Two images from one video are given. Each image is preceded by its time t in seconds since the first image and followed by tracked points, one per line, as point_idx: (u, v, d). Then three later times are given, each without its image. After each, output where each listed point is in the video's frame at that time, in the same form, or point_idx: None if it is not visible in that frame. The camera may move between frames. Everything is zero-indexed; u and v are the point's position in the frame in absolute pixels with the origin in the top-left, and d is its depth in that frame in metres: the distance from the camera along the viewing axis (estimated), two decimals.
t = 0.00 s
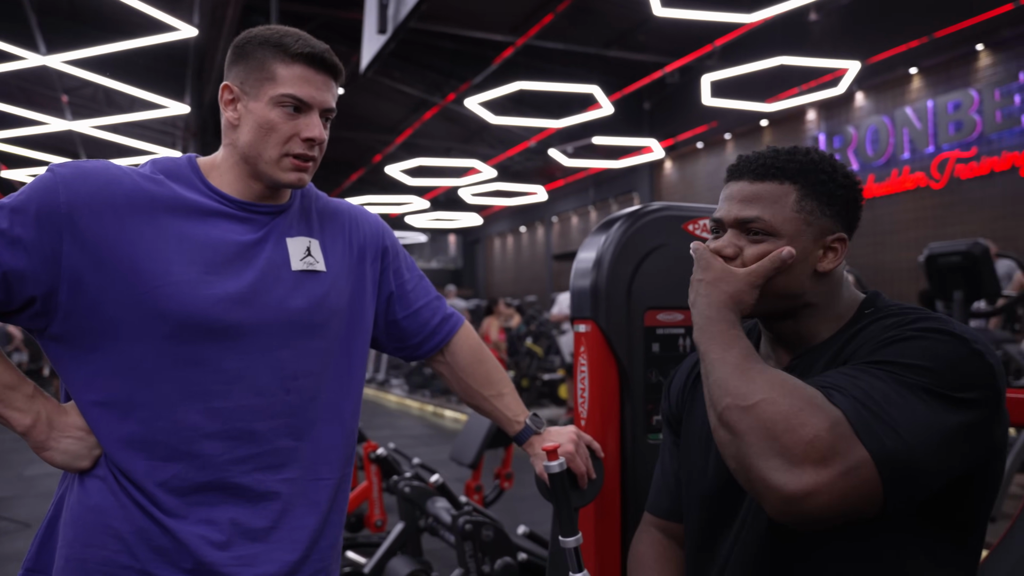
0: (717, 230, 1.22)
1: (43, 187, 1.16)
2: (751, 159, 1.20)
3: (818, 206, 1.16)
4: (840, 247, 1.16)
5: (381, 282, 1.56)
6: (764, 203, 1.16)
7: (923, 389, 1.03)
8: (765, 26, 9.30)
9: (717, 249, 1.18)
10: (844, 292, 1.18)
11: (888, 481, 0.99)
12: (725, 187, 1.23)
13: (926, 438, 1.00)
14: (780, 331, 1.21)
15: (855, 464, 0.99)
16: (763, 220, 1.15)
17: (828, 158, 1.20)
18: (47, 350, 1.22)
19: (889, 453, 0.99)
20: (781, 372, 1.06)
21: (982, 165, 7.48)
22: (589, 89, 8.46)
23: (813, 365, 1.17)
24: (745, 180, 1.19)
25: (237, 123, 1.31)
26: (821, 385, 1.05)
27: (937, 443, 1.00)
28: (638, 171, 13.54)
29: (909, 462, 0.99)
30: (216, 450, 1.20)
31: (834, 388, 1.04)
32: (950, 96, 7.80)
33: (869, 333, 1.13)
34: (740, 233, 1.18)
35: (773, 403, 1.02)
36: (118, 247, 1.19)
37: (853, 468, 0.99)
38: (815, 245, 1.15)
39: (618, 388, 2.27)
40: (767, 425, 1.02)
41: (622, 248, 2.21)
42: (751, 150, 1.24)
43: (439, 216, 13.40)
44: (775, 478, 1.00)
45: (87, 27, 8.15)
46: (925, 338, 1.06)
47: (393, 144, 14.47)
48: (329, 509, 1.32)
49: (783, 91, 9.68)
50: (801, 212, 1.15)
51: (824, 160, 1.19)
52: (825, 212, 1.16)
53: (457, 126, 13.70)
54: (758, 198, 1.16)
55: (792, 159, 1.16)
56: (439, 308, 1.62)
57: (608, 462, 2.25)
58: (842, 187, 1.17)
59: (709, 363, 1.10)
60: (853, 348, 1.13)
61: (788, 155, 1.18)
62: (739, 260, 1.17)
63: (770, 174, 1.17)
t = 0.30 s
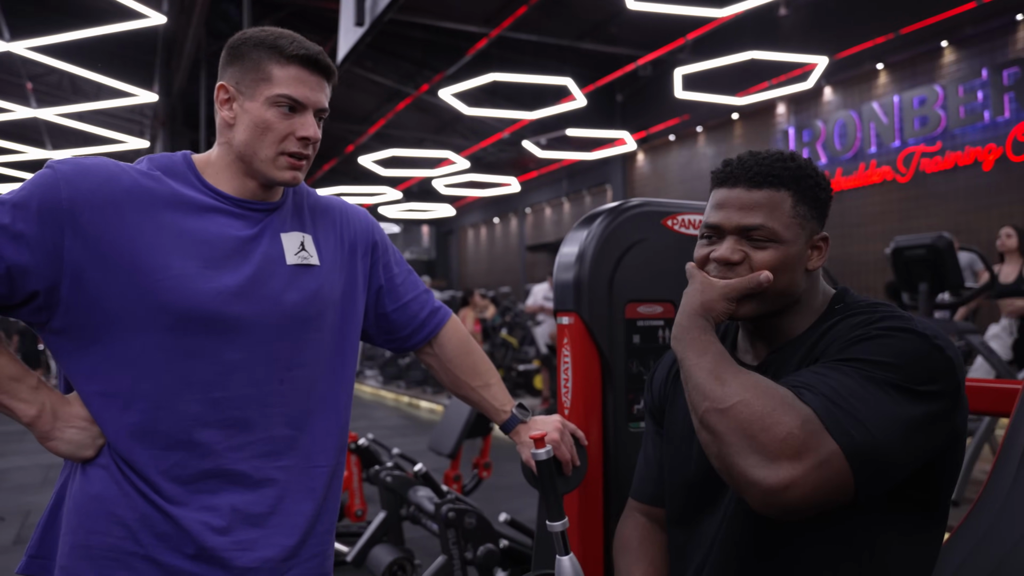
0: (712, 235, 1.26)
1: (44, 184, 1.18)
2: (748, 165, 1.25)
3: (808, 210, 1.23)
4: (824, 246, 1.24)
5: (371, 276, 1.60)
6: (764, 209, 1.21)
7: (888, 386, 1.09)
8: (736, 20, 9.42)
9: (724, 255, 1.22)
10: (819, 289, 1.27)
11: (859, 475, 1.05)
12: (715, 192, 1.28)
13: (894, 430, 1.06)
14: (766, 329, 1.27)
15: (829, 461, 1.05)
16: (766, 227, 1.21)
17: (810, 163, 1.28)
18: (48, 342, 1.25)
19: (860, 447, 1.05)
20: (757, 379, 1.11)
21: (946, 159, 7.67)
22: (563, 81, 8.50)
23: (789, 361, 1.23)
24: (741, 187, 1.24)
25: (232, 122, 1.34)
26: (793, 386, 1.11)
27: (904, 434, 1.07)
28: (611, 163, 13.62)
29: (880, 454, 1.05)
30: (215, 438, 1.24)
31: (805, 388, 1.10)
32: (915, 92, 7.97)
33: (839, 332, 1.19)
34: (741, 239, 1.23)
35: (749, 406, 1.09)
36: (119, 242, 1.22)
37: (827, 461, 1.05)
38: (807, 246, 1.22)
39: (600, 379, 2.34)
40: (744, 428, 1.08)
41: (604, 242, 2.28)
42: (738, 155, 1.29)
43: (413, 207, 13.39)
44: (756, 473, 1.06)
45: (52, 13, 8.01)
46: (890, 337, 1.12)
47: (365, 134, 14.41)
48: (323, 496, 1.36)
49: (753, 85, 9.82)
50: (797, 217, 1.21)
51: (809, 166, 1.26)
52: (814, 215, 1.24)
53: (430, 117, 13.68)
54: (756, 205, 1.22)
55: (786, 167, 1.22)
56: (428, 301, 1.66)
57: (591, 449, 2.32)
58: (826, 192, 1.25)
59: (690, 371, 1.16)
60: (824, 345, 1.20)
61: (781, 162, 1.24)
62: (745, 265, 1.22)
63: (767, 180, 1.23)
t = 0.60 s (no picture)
0: (700, 220, 1.34)
1: (69, 173, 1.23)
2: (734, 155, 1.33)
3: (790, 199, 1.29)
4: (808, 236, 1.30)
5: (379, 266, 1.66)
6: (743, 196, 1.29)
7: (882, 390, 1.13)
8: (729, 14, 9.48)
9: (701, 237, 1.29)
10: (806, 279, 1.32)
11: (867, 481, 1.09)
12: (708, 181, 1.36)
13: (893, 430, 1.11)
14: (754, 316, 1.33)
15: (840, 473, 1.08)
16: (740, 212, 1.28)
17: (802, 156, 1.33)
18: (73, 326, 1.30)
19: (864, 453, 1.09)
20: (760, 408, 1.14)
21: (937, 153, 7.75)
22: (557, 74, 8.53)
23: (785, 368, 1.28)
24: (726, 175, 1.32)
25: (247, 118, 1.39)
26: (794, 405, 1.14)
27: (904, 433, 1.12)
28: (604, 156, 13.66)
29: (882, 456, 1.10)
30: (235, 418, 1.29)
31: (807, 404, 1.13)
32: (907, 86, 8.04)
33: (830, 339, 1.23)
34: (719, 223, 1.30)
35: (756, 430, 1.11)
36: (141, 230, 1.27)
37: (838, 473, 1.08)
38: (787, 234, 1.28)
39: (598, 368, 2.42)
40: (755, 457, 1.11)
41: (603, 235, 2.36)
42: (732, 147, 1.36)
43: (406, 199, 13.42)
44: (776, 496, 1.09)
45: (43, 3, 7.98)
46: (882, 339, 1.16)
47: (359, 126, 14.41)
48: (335, 476, 1.41)
49: (746, 79, 9.88)
50: (774, 205, 1.28)
51: (797, 157, 1.32)
52: (796, 205, 1.29)
53: (423, 109, 13.69)
54: (737, 191, 1.29)
55: (768, 157, 1.29)
56: (434, 290, 1.71)
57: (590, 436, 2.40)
58: (812, 181, 1.31)
59: (696, 409, 1.16)
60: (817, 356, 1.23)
61: (765, 152, 1.31)
62: (720, 248, 1.29)
63: (749, 170, 1.30)
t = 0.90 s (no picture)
0: (697, 212, 1.38)
1: (78, 159, 1.27)
2: (723, 147, 1.38)
3: (777, 184, 1.37)
4: (791, 219, 1.39)
5: (377, 252, 1.69)
6: (739, 183, 1.35)
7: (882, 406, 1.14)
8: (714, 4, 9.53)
9: (710, 227, 1.34)
10: (788, 265, 1.39)
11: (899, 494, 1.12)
12: (693, 174, 1.42)
13: (909, 436, 1.14)
14: (736, 298, 1.37)
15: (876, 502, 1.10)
16: (747, 199, 1.34)
17: (774, 147, 1.42)
18: (81, 309, 1.33)
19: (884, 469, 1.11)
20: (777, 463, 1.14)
21: (919, 143, 7.85)
22: (545, 61, 8.53)
23: (771, 369, 1.30)
24: (718, 166, 1.38)
25: (250, 107, 1.42)
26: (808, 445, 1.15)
27: (917, 436, 1.15)
28: (590, 144, 13.69)
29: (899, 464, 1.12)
30: (242, 399, 1.33)
31: (825, 444, 1.14)
32: (891, 77, 8.11)
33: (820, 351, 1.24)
34: (725, 213, 1.35)
35: (790, 489, 1.11)
36: (149, 215, 1.30)
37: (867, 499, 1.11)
38: (777, 218, 1.36)
39: (589, 352, 2.52)
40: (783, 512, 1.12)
41: (594, 223, 2.46)
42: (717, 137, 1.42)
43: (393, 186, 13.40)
44: (840, 542, 1.11)
45: None
46: (876, 349, 1.18)
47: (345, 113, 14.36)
48: (337, 455, 1.46)
49: (732, 68, 9.93)
50: (770, 190, 1.36)
51: (772, 147, 1.41)
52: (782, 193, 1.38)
53: (410, 95, 13.65)
54: (733, 180, 1.35)
55: (756, 146, 1.37)
56: (429, 276, 1.75)
57: (581, 417, 2.51)
58: (789, 169, 1.40)
59: (717, 490, 1.13)
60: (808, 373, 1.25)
61: (749, 143, 1.38)
62: (731, 237, 1.34)
63: (741, 159, 1.37)
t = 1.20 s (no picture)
0: (684, 215, 1.46)
1: (96, 162, 1.29)
2: (713, 150, 1.45)
3: (766, 188, 1.43)
4: (782, 222, 1.44)
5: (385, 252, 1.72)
6: (728, 188, 1.42)
7: (909, 421, 1.22)
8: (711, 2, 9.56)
9: (696, 231, 1.41)
10: (778, 266, 1.45)
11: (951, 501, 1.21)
12: (686, 175, 1.48)
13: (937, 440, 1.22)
14: (728, 306, 1.45)
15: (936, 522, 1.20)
16: (732, 204, 1.41)
17: (769, 149, 1.46)
18: (96, 309, 1.35)
19: (932, 483, 1.21)
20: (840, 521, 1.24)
21: (915, 142, 7.89)
22: (543, 59, 8.54)
23: (774, 375, 1.35)
24: (708, 170, 1.45)
25: (262, 108, 1.44)
26: (869, 477, 1.22)
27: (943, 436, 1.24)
28: (587, 141, 13.70)
29: (935, 470, 1.21)
30: (254, 397, 1.35)
31: (874, 480, 1.22)
32: (887, 75, 8.15)
33: (831, 364, 1.29)
34: (711, 217, 1.42)
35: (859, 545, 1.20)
36: (166, 218, 1.33)
37: (929, 518, 1.21)
38: (767, 221, 1.43)
39: (591, 350, 2.55)
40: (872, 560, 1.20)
41: (595, 222, 2.50)
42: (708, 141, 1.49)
43: (390, 183, 13.42)
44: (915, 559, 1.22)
45: None
46: (887, 365, 1.24)
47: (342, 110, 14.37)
48: (347, 452, 1.49)
49: (729, 66, 9.96)
50: (759, 194, 1.42)
51: (766, 150, 1.46)
52: (771, 194, 1.44)
53: (407, 93, 13.67)
54: (721, 184, 1.42)
55: (746, 151, 1.42)
56: (436, 275, 1.78)
57: (583, 414, 2.54)
58: (780, 172, 1.46)
59: None
60: (819, 387, 1.30)
61: (742, 146, 1.44)
62: (715, 241, 1.41)
63: (730, 164, 1.43)
